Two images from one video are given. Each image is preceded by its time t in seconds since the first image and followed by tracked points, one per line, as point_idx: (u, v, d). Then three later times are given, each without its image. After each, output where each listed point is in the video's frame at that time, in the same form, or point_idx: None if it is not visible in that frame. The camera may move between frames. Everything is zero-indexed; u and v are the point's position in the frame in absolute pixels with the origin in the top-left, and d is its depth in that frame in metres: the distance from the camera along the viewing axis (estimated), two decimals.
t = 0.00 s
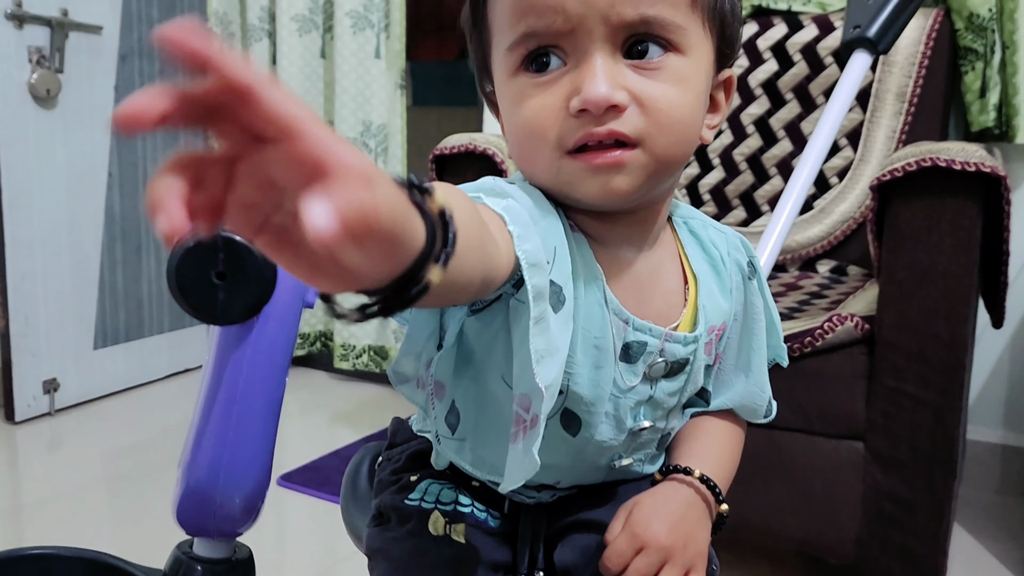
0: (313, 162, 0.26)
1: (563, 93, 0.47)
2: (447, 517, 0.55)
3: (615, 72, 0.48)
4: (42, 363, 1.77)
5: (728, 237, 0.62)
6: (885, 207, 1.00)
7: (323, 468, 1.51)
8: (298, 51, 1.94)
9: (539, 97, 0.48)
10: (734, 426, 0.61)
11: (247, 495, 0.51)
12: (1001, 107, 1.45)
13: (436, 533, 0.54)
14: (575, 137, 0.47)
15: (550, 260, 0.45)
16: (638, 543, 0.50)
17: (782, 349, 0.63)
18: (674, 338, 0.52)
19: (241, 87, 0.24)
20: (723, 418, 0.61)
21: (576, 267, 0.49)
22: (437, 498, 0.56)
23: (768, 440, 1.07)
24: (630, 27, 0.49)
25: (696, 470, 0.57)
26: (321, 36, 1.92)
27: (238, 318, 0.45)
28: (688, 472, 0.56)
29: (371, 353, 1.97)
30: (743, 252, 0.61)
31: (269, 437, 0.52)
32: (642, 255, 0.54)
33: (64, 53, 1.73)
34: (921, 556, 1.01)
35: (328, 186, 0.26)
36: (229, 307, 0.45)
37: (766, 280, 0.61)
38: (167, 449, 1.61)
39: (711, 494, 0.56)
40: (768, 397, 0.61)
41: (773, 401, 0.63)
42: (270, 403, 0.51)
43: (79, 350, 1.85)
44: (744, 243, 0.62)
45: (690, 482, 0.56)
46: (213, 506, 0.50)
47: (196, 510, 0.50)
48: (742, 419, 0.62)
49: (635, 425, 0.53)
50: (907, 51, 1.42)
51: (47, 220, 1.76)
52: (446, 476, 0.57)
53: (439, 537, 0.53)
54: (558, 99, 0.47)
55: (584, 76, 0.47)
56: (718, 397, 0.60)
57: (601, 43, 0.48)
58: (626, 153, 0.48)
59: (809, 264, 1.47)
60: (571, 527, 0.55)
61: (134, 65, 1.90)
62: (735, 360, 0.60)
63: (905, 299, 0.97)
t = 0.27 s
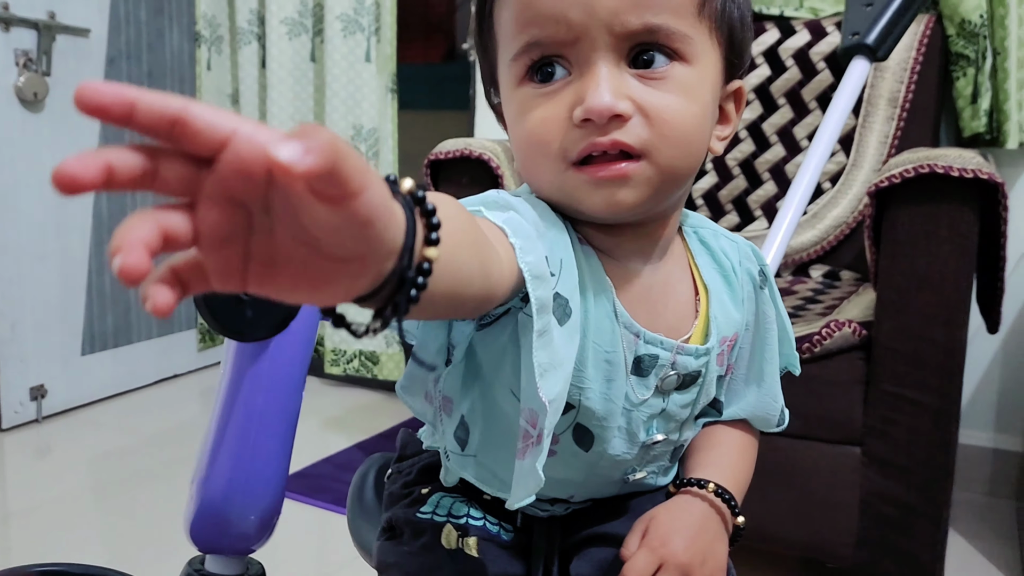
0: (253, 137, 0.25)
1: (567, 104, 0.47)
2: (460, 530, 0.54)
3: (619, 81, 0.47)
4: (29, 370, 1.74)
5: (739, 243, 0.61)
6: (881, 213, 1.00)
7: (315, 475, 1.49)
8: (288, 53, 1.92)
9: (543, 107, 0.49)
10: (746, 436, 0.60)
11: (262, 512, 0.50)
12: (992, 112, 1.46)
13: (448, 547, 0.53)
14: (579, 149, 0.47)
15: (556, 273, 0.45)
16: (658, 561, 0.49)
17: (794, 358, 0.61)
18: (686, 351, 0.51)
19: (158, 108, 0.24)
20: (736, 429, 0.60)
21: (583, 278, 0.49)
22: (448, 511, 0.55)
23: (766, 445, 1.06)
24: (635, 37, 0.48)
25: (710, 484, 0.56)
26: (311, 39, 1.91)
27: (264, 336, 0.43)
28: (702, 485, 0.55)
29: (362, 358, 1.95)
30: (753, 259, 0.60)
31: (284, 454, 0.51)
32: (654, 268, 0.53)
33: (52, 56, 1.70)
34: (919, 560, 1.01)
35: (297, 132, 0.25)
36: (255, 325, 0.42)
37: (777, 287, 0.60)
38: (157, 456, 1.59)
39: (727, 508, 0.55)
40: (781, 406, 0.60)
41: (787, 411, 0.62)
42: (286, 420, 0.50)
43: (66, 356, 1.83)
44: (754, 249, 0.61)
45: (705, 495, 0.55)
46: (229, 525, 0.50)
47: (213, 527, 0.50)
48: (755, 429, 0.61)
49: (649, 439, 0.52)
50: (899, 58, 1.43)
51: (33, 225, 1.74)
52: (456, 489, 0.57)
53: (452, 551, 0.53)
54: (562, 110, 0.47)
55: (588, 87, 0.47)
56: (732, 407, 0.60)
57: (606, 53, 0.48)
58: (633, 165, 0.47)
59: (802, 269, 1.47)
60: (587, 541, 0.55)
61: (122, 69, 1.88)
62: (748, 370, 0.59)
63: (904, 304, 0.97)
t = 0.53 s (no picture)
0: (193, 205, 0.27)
1: (502, 123, 0.50)
2: (408, 533, 0.54)
3: (552, 101, 0.50)
4: None
5: (682, 252, 0.63)
6: (842, 217, 1.01)
7: (285, 481, 1.48)
8: (261, 59, 1.92)
9: (481, 124, 0.51)
10: (692, 439, 0.62)
11: (207, 514, 0.51)
12: (954, 120, 1.48)
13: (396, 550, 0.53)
14: (513, 165, 0.50)
15: (493, 292, 0.47)
16: (597, 567, 0.50)
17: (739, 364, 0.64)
18: (624, 364, 0.53)
19: (86, 177, 0.26)
20: (682, 435, 0.62)
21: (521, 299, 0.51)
22: (398, 513, 0.55)
23: (729, 447, 1.07)
24: (569, 55, 0.51)
25: (650, 489, 0.57)
26: (284, 44, 1.90)
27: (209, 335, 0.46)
28: (642, 490, 0.57)
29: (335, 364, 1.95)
30: (695, 268, 0.62)
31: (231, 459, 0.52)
32: (589, 283, 0.55)
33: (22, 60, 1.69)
34: (877, 562, 1.01)
35: (235, 195, 0.27)
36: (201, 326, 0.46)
37: (720, 296, 0.63)
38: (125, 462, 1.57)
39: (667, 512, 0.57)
40: (726, 413, 0.62)
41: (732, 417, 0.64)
42: (228, 423, 0.51)
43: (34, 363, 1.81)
44: (699, 259, 0.64)
45: (645, 501, 0.56)
46: (174, 530, 0.50)
47: (156, 533, 0.51)
48: (701, 434, 0.63)
49: (589, 450, 0.54)
50: (863, 66, 1.45)
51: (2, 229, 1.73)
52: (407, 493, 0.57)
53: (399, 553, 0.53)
54: (497, 128, 0.50)
55: (520, 106, 0.50)
56: (676, 413, 0.62)
57: (539, 72, 0.51)
58: (564, 186, 0.50)
59: (770, 274, 1.48)
60: (534, 545, 0.56)
61: (94, 73, 1.87)
62: (691, 380, 0.61)
63: (861, 309, 0.98)
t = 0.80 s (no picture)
0: (340, 213, 0.28)
1: (498, 168, 0.53)
2: (396, 551, 0.56)
3: (545, 151, 0.53)
4: None
5: (659, 282, 0.66)
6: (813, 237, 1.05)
7: (269, 496, 1.49)
8: (244, 77, 1.93)
9: (477, 167, 0.54)
10: (670, 457, 0.64)
11: (204, 537, 0.56)
12: (923, 140, 1.53)
13: (384, 567, 0.56)
14: (507, 210, 0.52)
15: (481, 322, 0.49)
16: None
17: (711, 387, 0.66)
18: (604, 388, 0.55)
19: (292, 161, 0.28)
20: (660, 455, 0.64)
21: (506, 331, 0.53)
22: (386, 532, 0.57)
23: (706, 461, 1.10)
24: (562, 108, 0.54)
25: (626, 509, 0.59)
26: (267, 62, 1.92)
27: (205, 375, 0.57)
28: (618, 509, 0.59)
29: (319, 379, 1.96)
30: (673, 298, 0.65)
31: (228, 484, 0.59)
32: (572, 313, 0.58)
33: (6, 78, 1.70)
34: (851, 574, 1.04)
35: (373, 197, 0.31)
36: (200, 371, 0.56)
37: (695, 323, 0.66)
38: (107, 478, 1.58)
39: (643, 529, 0.59)
40: (700, 434, 0.64)
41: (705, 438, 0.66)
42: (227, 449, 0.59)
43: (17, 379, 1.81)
44: (674, 289, 0.67)
45: (622, 519, 0.58)
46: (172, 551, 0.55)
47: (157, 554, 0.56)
48: (678, 455, 0.65)
49: (569, 470, 0.56)
50: (835, 87, 1.50)
51: None
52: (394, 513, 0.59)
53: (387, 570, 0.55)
54: (493, 172, 0.53)
55: (515, 153, 0.52)
56: (653, 434, 0.64)
57: (533, 122, 0.53)
58: (554, 232, 0.53)
59: (747, 290, 1.51)
60: (517, 562, 0.58)
61: (78, 91, 1.88)
62: (668, 403, 0.64)
63: (832, 326, 1.01)
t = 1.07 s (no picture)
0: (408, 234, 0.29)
1: (489, 182, 0.54)
2: (371, 566, 0.57)
3: (536, 169, 0.54)
4: None
5: (631, 308, 0.68)
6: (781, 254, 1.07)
7: (248, 509, 1.49)
8: (224, 91, 1.94)
9: (468, 179, 0.55)
10: (637, 479, 0.66)
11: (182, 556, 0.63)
12: (891, 156, 1.56)
13: None
14: (494, 222, 0.54)
15: (454, 344, 0.54)
16: None
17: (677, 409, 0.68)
18: (573, 406, 0.58)
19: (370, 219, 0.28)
20: (629, 474, 0.66)
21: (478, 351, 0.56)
22: (362, 548, 0.58)
23: (679, 474, 1.12)
24: (554, 132, 0.56)
25: (597, 526, 0.61)
26: (247, 76, 1.93)
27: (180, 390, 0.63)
28: (590, 527, 0.61)
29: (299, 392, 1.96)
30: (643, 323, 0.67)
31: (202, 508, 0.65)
32: (546, 331, 0.60)
33: None
34: None
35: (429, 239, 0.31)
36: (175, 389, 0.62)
37: (664, 349, 0.67)
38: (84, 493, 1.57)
39: (612, 548, 0.61)
40: (667, 455, 0.66)
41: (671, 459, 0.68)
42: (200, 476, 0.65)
43: None
44: (645, 314, 0.69)
45: (593, 537, 0.60)
46: None
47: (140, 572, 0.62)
48: (646, 475, 0.67)
49: (540, 485, 0.57)
50: (806, 105, 1.53)
51: None
52: (368, 530, 0.60)
53: None
54: (485, 185, 0.54)
55: (507, 169, 0.54)
56: (623, 453, 0.66)
57: (526, 142, 0.55)
58: (537, 247, 0.55)
59: (721, 303, 1.54)
60: None
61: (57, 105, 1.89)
62: (638, 422, 0.66)
63: (801, 340, 1.04)
